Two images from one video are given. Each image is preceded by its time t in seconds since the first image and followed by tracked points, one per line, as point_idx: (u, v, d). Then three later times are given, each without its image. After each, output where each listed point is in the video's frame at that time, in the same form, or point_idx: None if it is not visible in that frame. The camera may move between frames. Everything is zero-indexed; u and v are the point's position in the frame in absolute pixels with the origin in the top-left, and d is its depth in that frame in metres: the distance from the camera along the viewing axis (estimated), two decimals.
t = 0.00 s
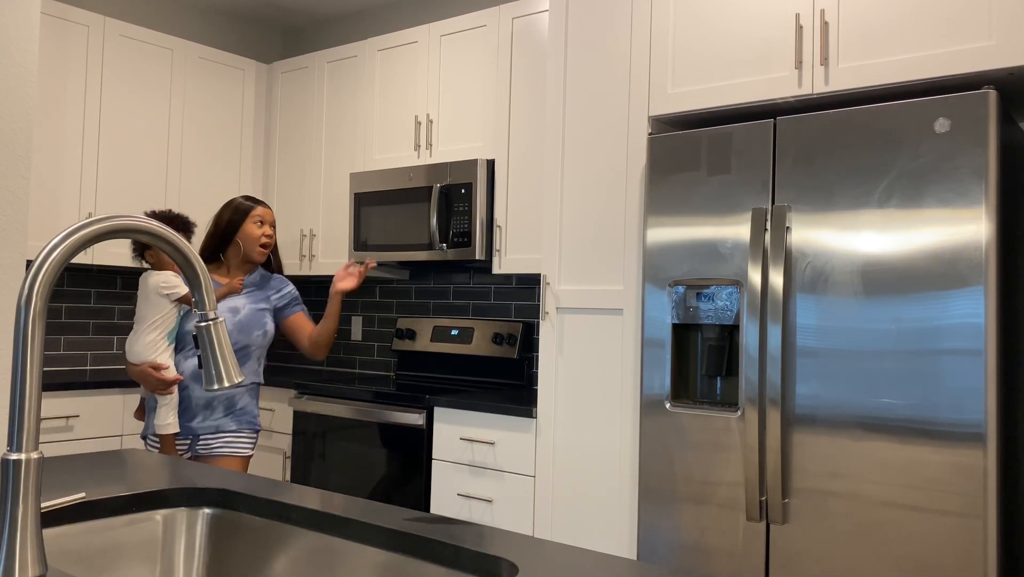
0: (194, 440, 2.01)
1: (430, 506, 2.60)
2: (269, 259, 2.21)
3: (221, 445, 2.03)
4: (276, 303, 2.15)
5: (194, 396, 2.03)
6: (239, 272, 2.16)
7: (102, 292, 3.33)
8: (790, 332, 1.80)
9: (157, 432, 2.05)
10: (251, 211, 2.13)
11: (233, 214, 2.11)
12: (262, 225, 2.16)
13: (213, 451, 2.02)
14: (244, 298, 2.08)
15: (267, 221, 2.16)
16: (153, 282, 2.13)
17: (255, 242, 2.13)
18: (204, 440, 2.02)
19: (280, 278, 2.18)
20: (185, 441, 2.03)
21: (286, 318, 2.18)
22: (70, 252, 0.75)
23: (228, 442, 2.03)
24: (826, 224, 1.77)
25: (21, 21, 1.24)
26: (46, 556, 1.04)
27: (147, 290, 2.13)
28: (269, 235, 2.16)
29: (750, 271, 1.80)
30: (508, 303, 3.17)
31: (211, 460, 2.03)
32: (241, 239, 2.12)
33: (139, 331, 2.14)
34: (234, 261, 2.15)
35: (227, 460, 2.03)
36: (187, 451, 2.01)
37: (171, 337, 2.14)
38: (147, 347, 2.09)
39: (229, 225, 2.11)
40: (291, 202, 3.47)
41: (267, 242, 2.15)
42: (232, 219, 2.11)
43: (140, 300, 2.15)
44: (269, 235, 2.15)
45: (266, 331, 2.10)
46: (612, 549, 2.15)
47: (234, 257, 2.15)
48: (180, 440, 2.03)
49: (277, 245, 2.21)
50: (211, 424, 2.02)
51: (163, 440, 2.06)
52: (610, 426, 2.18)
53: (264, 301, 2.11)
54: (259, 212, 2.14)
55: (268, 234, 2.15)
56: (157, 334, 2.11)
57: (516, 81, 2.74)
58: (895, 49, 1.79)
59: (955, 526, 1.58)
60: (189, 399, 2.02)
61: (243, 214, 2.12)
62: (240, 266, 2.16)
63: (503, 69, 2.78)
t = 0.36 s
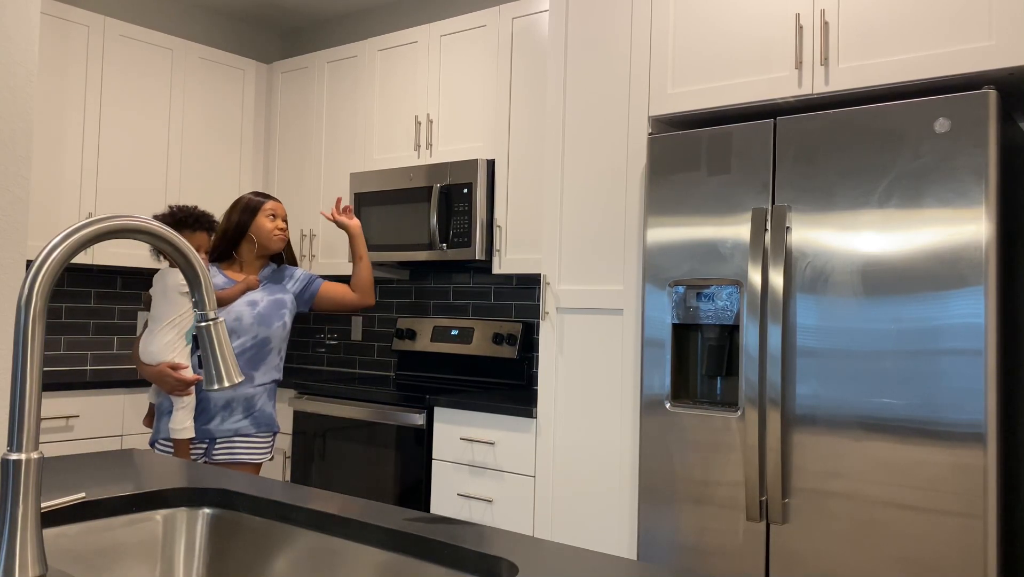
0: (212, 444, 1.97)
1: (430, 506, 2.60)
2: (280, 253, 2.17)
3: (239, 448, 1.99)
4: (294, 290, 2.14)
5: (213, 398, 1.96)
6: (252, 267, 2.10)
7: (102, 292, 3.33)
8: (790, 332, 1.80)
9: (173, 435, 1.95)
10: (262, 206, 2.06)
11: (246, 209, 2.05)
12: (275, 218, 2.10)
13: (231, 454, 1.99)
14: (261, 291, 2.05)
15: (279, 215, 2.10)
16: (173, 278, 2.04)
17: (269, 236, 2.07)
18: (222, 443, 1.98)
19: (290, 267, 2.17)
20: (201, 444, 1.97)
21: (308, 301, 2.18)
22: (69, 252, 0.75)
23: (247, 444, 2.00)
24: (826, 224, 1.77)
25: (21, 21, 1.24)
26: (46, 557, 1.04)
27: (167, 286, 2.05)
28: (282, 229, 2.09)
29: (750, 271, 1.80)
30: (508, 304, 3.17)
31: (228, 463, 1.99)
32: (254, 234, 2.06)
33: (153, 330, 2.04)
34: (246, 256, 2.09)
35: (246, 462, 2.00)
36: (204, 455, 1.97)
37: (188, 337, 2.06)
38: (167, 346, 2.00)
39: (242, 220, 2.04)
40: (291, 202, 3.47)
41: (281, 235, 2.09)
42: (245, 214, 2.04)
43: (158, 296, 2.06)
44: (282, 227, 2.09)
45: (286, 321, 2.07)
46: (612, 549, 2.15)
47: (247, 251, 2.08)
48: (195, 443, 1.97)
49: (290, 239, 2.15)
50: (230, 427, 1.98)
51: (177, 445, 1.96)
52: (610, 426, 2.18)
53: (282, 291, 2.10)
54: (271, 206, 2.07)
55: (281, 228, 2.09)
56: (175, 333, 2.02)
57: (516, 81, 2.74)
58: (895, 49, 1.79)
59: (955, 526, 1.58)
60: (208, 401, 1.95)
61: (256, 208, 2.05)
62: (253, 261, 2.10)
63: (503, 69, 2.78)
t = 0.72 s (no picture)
0: (221, 451, 1.97)
1: (430, 506, 2.60)
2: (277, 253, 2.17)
3: (249, 454, 2.00)
4: (291, 290, 2.14)
5: (220, 405, 1.96)
6: (248, 268, 2.10)
7: (102, 292, 3.33)
8: (790, 332, 1.80)
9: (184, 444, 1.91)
10: (259, 204, 2.05)
11: (241, 207, 2.04)
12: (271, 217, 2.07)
13: (242, 460, 1.99)
14: (260, 296, 2.03)
15: (275, 214, 2.08)
16: (173, 287, 1.96)
17: (264, 234, 2.04)
18: (232, 451, 1.98)
19: (285, 266, 2.15)
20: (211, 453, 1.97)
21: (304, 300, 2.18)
22: (69, 252, 0.75)
23: (257, 450, 2.01)
24: (826, 224, 1.77)
25: (20, 21, 1.24)
26: (45, 557, 1.04)
27: (164, 295, 1.96)
28: (277, 227, 2.07)
29: (750, 271, 1.80)
30: (508, 304, 3.17)
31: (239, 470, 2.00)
32: (253, 234, 2.04)
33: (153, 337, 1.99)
34: (242, 256, 2.08)
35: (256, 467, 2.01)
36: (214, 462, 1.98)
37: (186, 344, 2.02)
38: (171, 357, 1.96)
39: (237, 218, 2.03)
40: (291, 202, 3.47)
41: (278, 233, 2.07)
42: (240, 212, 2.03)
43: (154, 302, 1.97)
44: (277, 226, 2.06)
45: (287, 324, 2.07)
46: (612, 549, 2.15)
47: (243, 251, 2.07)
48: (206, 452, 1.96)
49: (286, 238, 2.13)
50: (239, 434, 1.98)
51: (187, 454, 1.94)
52: (610, 426, 2.18)
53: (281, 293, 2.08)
54: (267, 204, 2.05)
55: (276, 227, 2.06)
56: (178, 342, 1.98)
57: (516, 81, 2.74)
58: (895, 49, 1.79)
59: (955, 526, 1.58)
60: (215, 409, 1.96)
61: (250, 206, 2.04)
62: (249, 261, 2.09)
63: (502, 69, 2.78)
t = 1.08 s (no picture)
0: (209, 455, 1.95)
1: (430, 506, 2.59)
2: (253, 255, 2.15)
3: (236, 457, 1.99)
4: (273, 288, 2.13)
5: (211, 408, 1.94)
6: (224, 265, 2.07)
7: (102, 292, 3.33)
8: (790, 332, 1.80)
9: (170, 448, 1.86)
10: (234, 199, 2.05)
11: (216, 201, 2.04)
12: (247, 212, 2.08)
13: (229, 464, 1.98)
14: (241, 292, 2.02)
15: (253, 208, 2.08)
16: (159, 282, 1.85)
17: (243, 229, 2.04)
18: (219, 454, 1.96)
19: (264, 264, 2.14)
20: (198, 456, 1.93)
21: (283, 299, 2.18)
22: (69, 251, 0.75)
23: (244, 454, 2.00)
24: (826, 224, 1.77)
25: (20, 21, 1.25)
26: (45, 557, 1.04)
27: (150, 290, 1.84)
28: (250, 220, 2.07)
29: (750, 271, 1.80)
30: (508, 304, 3.17)
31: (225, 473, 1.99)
32: (229, 229, 2.03)
33: (135, 335, 1.86)
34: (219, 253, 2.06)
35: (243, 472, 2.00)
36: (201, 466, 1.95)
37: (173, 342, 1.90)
38: (157, 356, 1.84)
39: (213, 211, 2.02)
40: (291, 202, 3.47)
41: (255, 228, 2.07)
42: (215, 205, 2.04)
43: (135, 298, 1.85)
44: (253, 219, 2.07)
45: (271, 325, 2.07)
46: (612, 549, 2.15)
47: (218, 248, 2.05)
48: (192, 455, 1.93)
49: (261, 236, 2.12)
50: (228, 437, 1.96)
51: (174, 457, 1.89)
52: (610, 425, 2.18)
53: (263, 290, 2.07)
54: (244, 197, 2.07)
55: (253, 221, 2.07)
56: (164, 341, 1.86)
57: (516, 81, 2.74)
58: (895, 49, 1.79)
59: (955, 526, 1.58)
60: (207, 411, 1.93)
61: (222, 199, 2.05)
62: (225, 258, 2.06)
63: (503, 69, 2.78)
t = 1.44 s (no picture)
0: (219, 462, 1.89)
1: (430, 507, 2.59)
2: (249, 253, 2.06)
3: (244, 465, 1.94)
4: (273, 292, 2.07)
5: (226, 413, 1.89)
6: (229, 266, 1.97)
7: (102, 293, 3.33)
8: (790, 332, 1.80)
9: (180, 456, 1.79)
10: (239, 198, 1.98)
11: (220, 201, 1.94)
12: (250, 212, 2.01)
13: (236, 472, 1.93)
14: (245, 296, 1.96)
15: (254, 206, 2.01)
16: (173, 280, 1.79)
17: (250, 229, 1.98)
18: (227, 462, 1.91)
19: (261, 265, 2.08)
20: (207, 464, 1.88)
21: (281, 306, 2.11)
22: (69, 252, 0.75)
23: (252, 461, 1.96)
24: (826, 224, 1.77)
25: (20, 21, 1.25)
26: (45, 557, 1.04)
27: (161, 289, 1.78)
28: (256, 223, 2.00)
29: (751, 271, 1.80)
30: (508, 304, 3.17)
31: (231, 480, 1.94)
32: (237, 228, 1.95)
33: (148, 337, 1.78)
34: (223, 255, 1.95)
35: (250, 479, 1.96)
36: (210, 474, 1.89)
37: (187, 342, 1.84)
38: (175, 356, 1.78)
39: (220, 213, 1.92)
40: (291, 202, 3.47)
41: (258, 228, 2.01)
42: (221, 206, 1.93)
43: (147, 298, 1.77)
44: (258, 220, 2.00)
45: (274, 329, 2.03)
46: (612, 549, 2.15)
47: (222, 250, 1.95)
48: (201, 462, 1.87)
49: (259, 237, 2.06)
50: (237, 443, 1.92)
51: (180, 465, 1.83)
52: (610, 425, 2.18)
53: (266, 293, 2.01)
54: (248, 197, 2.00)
55: (258, 221, 2.01)
56: (181, 342, 1.80)
57: (516, 81, 2.74)
58: (895, 49, 1.79)
59: (955, 525, 1.58)
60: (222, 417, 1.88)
61: (229, 200, 1.95)
62: (230, 260, 1.96)
63: (503, 69, 2.78)
